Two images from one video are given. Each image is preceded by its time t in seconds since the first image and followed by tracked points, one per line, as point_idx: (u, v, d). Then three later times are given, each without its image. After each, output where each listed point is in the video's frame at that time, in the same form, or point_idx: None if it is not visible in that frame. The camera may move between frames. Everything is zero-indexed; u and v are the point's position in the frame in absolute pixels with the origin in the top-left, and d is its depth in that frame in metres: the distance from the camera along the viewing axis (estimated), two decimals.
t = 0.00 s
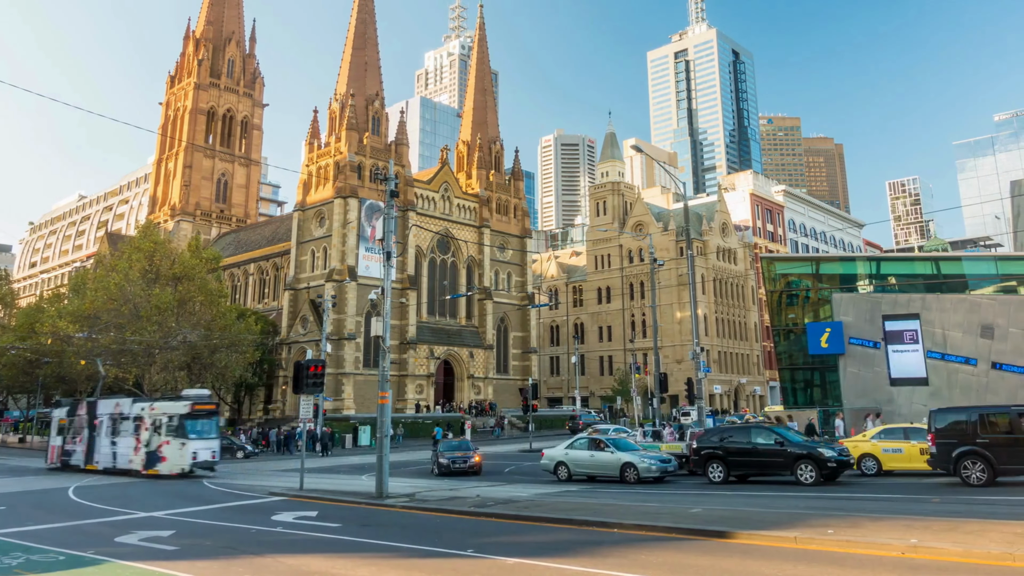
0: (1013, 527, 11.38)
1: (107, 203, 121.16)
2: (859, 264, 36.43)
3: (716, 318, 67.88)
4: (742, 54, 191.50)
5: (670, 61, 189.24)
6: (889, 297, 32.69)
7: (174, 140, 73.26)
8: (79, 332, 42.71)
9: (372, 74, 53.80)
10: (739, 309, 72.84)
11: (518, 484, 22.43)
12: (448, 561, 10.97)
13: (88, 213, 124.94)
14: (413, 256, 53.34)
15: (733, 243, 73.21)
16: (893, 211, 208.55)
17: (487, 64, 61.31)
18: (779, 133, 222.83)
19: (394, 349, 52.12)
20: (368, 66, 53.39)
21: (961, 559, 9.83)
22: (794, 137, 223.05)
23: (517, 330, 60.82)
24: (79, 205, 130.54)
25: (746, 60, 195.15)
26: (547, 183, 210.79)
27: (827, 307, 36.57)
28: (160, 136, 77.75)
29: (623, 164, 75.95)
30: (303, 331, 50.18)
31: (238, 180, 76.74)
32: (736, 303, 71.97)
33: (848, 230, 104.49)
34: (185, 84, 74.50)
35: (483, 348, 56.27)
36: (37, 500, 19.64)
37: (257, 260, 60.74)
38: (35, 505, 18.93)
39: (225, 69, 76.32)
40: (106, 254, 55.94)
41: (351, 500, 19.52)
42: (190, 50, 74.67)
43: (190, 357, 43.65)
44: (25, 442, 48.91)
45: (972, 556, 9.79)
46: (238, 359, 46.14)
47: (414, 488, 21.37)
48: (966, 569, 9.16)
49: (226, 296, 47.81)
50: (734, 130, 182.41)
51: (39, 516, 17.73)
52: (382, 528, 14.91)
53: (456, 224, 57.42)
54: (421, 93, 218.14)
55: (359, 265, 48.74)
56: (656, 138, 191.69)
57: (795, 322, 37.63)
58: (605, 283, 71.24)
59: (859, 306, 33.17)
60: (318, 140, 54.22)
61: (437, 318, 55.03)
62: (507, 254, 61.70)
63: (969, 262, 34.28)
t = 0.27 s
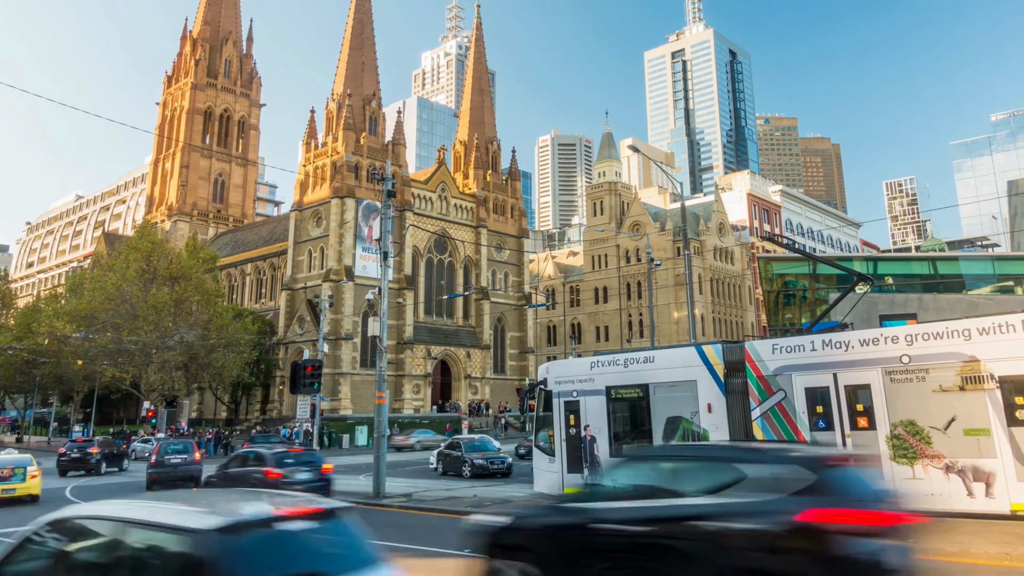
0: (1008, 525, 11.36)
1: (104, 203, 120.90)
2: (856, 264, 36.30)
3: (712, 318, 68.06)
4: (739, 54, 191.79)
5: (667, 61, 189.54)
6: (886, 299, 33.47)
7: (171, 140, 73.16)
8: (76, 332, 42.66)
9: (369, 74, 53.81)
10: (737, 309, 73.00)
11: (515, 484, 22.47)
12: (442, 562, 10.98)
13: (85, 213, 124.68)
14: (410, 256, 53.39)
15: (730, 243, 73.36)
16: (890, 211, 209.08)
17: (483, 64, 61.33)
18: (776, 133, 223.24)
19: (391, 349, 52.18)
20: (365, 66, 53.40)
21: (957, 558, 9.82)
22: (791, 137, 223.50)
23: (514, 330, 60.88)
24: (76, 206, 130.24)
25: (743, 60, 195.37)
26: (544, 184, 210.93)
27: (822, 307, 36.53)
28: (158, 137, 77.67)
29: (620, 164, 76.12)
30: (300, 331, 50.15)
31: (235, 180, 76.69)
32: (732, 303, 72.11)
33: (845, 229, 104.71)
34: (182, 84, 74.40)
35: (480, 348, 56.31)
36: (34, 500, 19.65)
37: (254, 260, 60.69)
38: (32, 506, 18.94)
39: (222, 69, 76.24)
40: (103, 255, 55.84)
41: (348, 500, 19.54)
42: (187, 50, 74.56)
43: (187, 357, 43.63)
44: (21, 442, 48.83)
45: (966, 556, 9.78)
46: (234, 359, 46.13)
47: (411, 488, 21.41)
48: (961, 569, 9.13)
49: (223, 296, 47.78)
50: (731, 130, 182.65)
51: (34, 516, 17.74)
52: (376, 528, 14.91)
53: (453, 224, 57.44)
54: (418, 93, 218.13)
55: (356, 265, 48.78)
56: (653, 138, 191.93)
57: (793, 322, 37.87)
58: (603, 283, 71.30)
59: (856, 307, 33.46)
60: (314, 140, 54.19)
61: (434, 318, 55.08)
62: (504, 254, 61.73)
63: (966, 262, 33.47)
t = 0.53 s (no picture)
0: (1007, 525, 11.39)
1: (101, 203, 120.67)
2: (853, 264, 36.49)
3: (709, 318, 68.22)
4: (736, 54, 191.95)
5: (664, 61, 189.80)
6: (882, 299, 33.59)
7: (168, 140, 73.08)
8: (73, 332, 42.62)
9: (366, 74, 53.83)
10: (734, 309, 73.19)
11: (512, 484, 22.50)
12: (441, 562, 11.01)
13: (82, 213, 124.44)
14: (407, 256, 53.44)
15: (728, 243, 73.49)
16: (886, 212, 209.60)
17: (480, 64, 61.38)
18: (773, 134, 223.64)
19: (388, 349, 52.17)
20: (362, 66, 53.42)
21: (952, 558, 9.85)
22: (788, 137, 223.83)
23: (511, 330, 60.94)
24: (73, 205, 129.98)
25: (740, 60, 195.60)
26: (541, 184, 211.06)
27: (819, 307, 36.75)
28: (154, 137, 77.59)
29: (617, 164, 76.24)
30: (297, 331, 50.12)
31: (232, 180, 76.62)
32: (729, 302, 72.25)
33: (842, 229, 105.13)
34: (179, 84, 74.33)
35: (477, 348, 56.36)
36: (31, 500, 19.66)
37: (251, 260, 60.66)
38: (30, 505, 18.96)
39: (219, 69, 76.16)
40: (100, 254, 55.77)
41: (345, 500, 19.56)
42: (184, 50, 74.48)
43: (184, 357, 43.61)
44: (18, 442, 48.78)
45: (967, 556, 9.79)
46: (232, 359, 46.13)
47: (408, 488, 21.43)
48: (961, 569, 9.15)
49: (220, 295, 47.73)
50: (728, 130, 182.94)
51: (33, 516, 17.78)
52: (373, 528, 14.96)
53: (450, 224, 57.50)
54: (415, 93, 218.14)
55: (353, 265, 48.83)
56: (650, 138, 192.01)
57: (790, 322, 38.04)
58: (600, 283, 71.39)
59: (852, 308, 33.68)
60: (312, 140, 54.18)
61: (431, 318, 55.13)
62: (501, 254, 61.80)
63: (964, 262, 33.55)
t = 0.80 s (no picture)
0: (1004, 525, 11.44)
1: (98, 203, 120.43)
2: (850, 264, 36.61)
3: (706, 318, 68.34)
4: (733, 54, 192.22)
5: (661, 61, 190.06)
6: (879, 298, 33.57)
7: (165, 141, 72.99)
8: (70, 332, 42.58)
9: (363, 74, 53.85)
10: (730, 309, 73.32)
11: (510, 485, 22.52)
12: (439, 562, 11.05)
13: (79, 213, 124.15)
14: (404, 256, 53.44)
15: (725, 243, 73.61)
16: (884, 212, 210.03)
17: (477, 64, 61.41)
18: (770, 134, 223.98)
19: (385, 349, 52.13)
20: (359, 66, 53.43)
21: (951, 558, 9.90)
22: (785, 137, 224.09)
23: (508, 330, 60.98)
24: (70, 205, 129.78)
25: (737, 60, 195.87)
26: (538, 184, 211.21)
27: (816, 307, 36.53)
28: (151, 137, 77.51)
29: (614, 164, 76.35)
30: (294, 331, 50.09)
31: (229, 180, 76.50)
32: (726, 303, 72.37)
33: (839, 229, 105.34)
34: (176, 84, 74.24)
35: (474, 348, 56.39)
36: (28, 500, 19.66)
37: (248, 260, 60.61)
38: (26, 505, 18.96)
39: (216, 69, 76.08)
40: (97, 255, 55.68)
41: (342, 500, 19.60)
42: (181, 50, 74.38)
43: (181, 357, 43.60)
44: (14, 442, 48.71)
45: (964, 556, 9.83)
46: (228, 359, 46.11)
47: (406, 488, 21.46)
48: (958, 569, 9.19)
49: (217, 295, 47.67)
50: (725, 130, 183.16)
51: (30, 516, 17.79)
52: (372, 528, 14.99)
53: (447, 224, 57.52)
54: (412, 93, 218.15)
55: (350, 265, 48.84)
56: (648, 138, 192.15)
57: (787, 322, 37.98)
58: (597, 283, 71.47)
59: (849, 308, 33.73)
60: (308, 140, 54.17)
61: (428, 318, 55.12)
62: (498, 254, 61.85)
63: (960, 262, 33.78)
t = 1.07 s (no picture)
0: (1001, 525, 11.49)
1: (95, 203, 120.14)
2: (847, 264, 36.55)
3: (704, 318, 68.47)
4: (730, 54, 192.56)
5: (658, 60, 190.33)
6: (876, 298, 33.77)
7: (162, 141, 72.91)
8: (67, 332, 42.54)
9: (360, 74, 53.85)
10: (728, 309, 73.48)
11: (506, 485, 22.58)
12: (437, 562, 11.11)
13: (76, 213, 123.80)
14: (401, 256, 53.42)
15: (722, 243, 73.78)
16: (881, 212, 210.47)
17: (475, 64, 61.44)
18: (767, 133, 224.36)
19: (382, 349, 52.08)
20: (356, 66, 53.44)
21: (949, 558, 9.94)
22: (783, 137, 224.51)
23: (505, 330, 61.04)
24: (67, 206, 129.48)
25: (734, 61, 196.15)
26: (535, 184, 211.28)
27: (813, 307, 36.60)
28: (148, 137, 77.42)
29: (611, 164, 76.45)
30: (291, 331, 50.17)
31: (226, 180, 76.39)
32: (724, 302, 72.54)
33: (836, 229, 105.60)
34: (173, 84, 74.13)
35: (471, 348, 56.45)
36: (24, 500, 19.68)
37: (245, 260, 60.58)
38: (21, 505, 18.96)
39: (213, 69, 75.97)
40: (94, 254, 55.60)
41: (339, 500, 19.65)
42: (178, 50, 74.26)
43: (178, 357, 43.56)
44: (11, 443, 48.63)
45: (960, 556, 9.89)
46: (225, 359, 46.05)
47: (402, 488, 21.52)
48: (955, 569, 9.25)
49: (213, 296, 47.53)
50: (722, 130, 183.40)
51: (26, 516, 17.78)
52: (369, 528, 15.04)
53: (444, 224, 57.53)
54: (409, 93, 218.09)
55: (347, 265, 48.82)
56: (645, 137, 192.21)
57: (785, 322, 38.20)
58: (594, 283, 71.55)
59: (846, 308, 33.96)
60: (306, 140, 54.15)
61: (425, 318, 55.11)
62: (495, 254, 61.89)
63: (957, 262, 33.94)
